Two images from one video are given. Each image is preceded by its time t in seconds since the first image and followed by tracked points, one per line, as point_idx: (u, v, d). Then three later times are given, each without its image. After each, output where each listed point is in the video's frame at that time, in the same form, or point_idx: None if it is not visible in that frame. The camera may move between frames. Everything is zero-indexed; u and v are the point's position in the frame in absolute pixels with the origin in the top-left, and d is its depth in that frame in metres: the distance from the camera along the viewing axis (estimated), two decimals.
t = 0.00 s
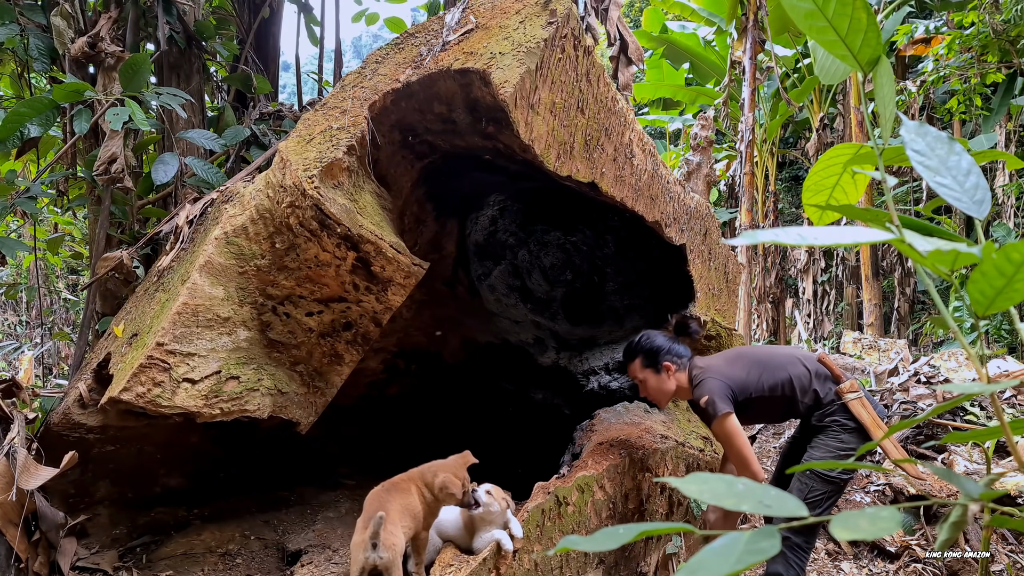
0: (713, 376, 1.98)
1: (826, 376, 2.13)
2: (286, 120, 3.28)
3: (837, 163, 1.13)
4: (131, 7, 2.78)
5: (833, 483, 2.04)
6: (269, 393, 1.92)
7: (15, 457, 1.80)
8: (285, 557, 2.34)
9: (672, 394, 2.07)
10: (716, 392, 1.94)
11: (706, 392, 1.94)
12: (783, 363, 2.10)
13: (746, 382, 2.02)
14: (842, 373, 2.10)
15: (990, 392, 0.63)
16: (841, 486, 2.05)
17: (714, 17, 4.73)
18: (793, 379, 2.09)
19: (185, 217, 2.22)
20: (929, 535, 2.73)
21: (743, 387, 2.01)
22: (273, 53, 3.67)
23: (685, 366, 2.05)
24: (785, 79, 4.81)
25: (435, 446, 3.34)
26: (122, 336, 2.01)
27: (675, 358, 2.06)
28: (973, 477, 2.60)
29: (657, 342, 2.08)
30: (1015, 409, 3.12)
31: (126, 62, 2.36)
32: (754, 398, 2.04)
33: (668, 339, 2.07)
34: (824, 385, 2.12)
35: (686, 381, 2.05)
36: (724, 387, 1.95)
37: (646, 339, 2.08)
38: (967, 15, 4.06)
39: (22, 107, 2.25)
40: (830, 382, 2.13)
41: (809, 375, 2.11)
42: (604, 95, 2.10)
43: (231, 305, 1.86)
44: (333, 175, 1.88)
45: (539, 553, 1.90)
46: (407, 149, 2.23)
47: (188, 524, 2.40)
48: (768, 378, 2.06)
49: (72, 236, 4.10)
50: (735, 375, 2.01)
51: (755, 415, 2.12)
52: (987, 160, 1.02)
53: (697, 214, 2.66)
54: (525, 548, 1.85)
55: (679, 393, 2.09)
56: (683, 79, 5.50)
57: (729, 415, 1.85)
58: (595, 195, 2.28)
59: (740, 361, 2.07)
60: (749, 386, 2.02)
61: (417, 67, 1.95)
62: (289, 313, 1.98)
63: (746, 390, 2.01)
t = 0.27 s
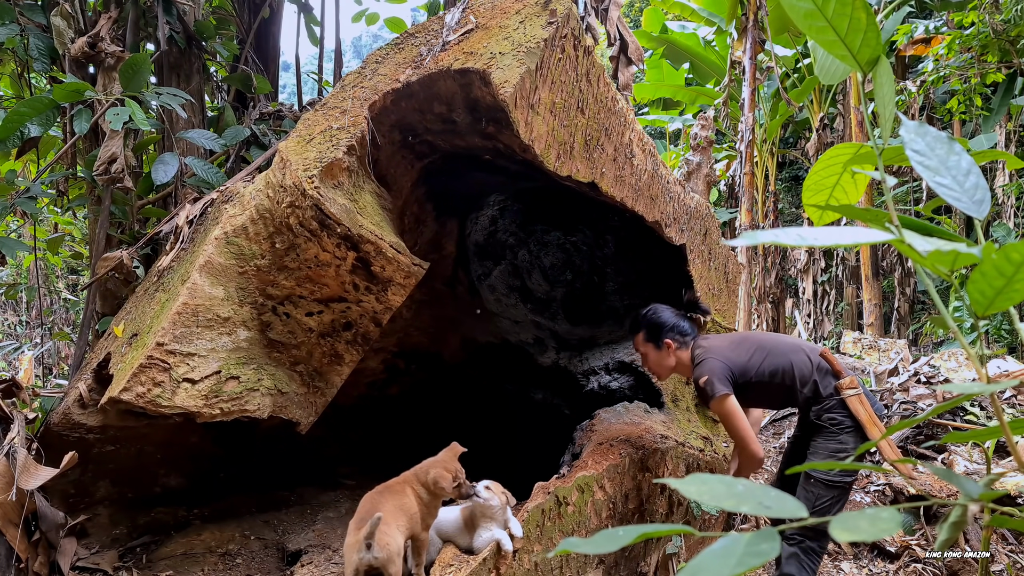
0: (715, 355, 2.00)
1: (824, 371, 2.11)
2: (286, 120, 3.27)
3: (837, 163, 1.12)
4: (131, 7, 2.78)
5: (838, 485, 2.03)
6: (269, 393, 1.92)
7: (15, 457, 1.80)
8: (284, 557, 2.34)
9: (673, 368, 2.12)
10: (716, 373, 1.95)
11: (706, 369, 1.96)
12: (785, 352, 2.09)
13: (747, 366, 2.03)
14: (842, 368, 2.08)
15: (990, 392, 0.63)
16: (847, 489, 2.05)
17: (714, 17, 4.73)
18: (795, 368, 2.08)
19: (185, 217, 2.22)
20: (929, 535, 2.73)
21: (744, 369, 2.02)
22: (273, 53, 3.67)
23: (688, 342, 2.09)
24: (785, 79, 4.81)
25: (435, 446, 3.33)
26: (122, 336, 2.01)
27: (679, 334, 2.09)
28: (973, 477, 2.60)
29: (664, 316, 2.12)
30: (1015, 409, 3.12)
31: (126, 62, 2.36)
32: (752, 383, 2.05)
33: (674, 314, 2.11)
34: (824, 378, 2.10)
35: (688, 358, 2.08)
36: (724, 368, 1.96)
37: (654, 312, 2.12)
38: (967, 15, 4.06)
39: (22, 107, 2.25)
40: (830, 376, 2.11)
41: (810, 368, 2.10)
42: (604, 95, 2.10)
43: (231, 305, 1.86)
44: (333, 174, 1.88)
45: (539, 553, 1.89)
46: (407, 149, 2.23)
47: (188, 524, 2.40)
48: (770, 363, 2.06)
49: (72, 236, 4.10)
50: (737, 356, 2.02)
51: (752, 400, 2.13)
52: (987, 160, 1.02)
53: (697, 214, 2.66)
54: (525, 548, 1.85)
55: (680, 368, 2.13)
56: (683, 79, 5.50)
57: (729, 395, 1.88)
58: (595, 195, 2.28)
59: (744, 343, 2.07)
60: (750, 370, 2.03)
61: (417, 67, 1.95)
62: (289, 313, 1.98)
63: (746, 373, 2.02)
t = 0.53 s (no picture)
0: (717, 339, 2.00)
1: (821, 367, 2.10)
2: (286, 120, 3.28)
3: (837, 163, 1.12)
4: (131, 7, 2.78)
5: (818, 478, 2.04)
6: (269, 393, 1.92)
7: (15, 457, 1.80)
8: (285, 557, 2.33)
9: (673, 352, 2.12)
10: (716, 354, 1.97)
11: (707, 352, 1.96)
12: (786, 343, 2.09)
13: (747, 352, 2.03)
14: (838, 366, 2.07)
15: (990, 392, 0.63)
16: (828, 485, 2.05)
17: (714, 17, 4.73)
18: (793, 360, 2.08)
19: (185, 217, 2.22)
20: (929, 535, 2.73)
21: (744, 355, 2.02)
22: (273, 53, 3.67)
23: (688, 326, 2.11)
24: (785, 79, 4.81)
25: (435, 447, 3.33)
26: (122, 336, 2.01)
27: (679, 317, 2.11)
28: (973, 477, 2.60)
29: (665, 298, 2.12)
30: (1014, 408, 3.12)
31: (126, 62, 2.36)
32: (750, 368, 2.06)
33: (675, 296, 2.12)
34: (820, 374, 2.09)
35: (688, 341, 2.09)
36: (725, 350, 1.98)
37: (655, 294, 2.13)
38: (967, 15, 4.06)
39: (22, 107, 2.25)
40: (825, 373, 2.10)
41: (807, 363, 2.09)
42: (604, 95, 2.10)
43: (231, 305, 1.86)
44: (333, 174, 1.88)
45: (539, 554, 1.89)
46: (407, 149, 2.23)
47: (188, 524, 2.39)
48: (769, 352, 2.06)
49: (72, 236, 4.10)
50: (738, 341, 2.03)
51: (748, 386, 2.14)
52: (986, 160, 1.02)
53: (697, 214, 2.66)
54: (525, 548, 1.85)
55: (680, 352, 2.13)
56: (683, 79, 5.50)
57: (729, 376, 1.88)
58: (595, 195, 2.28)
59: (746, 331, 2.07)
60: (749, 355, 2.04)
61: (417, 67, 1.95)
62: (289, 313, 1.98)
63: (745, 359, 2.03)
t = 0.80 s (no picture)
0: (707, 331, 2.00)
1: (806, 366, 2.11)
2: (286, 120, 3.28)
3: (837, 163, 1.12)
4: (131, 7, 2.78)
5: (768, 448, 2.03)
6: (269, 393, 1.92)
7: (15, 457, 1.80)
8: (284, 557, 2.33)
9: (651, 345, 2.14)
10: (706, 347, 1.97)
11: (695, 343, 1.97)
12: (776, 342, 2.09)
13: (736, 346, 2.03)
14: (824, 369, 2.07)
15: (990, 392, 0.63)
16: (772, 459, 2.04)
17: (714, 17, 4.73)
18: (779, 358, 2.08)
19: (185, 217, 2.22)
20: (929, 535, 2.73)
21: (732, 348, 2.02)
22: (272, 53, 3.67)
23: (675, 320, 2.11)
24: (785, 79, 4.81)
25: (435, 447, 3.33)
26: (122, 336, 2.01)
27: (665, 310, 2.11)
28: (973, 477, 2.60)
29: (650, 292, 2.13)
30: (1015, 408, 3.12)
31: (126, 62, 2.36)
32: (737, 363, 2.05)
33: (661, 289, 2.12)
34: (805, 374, 2.09)
35: (676, 335, 2.10)
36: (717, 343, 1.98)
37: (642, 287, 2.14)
38: (967, 15, 4.07)
39: (22, 107, 2.25)
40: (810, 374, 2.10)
41: (793, 362, 2.09)
42: (604, 95, 2.10)
43: (231, 305, 1.86)
44: (333, 174, 1.88)
45: (539, 554, 1.89)
46: (407, 149, 2.23)
47: (188, 524, 2.39)
48: (758, 348, 2.06)
49: (72, 236, 4.10)
50: (728, 335, 2.03)
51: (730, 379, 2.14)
52: (986, 160, 1.02)
53: (697, 214, 2.66)
54: (525, 548, 1.85)
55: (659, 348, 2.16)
56: (683, 79, 5.50)
57: (713, 368, 1.90)
58: (595, 195, 2.28)
59: (738, 324, 2.07)
60: (739, 351, 2.03)
61: (417, 67, 1.95)
62: (289, 313, 1.98)
63: (733, 352, 2.03)
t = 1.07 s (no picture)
0: (664, 335, 2.01)
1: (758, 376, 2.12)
2: (286, 120, 3.28)
3: (838, 163, 1.12)
4: (131, 7, 2.78)
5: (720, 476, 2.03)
6: (269, 393, 1.92)
7: (15, 457, 1.80)
8: (284, 557, 2.33)
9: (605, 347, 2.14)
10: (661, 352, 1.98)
11: (653, 346, 1.98)
12: (731, 348, 2.10)
13: (692, 351, 2.04)
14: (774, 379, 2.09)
15: (990, 392, 0.63)
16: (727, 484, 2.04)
17: (714, 17, 4.73)
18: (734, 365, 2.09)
19: (185, 217, 2.22)
20: (930, 535, 2.73)
21: (688, 353, 2.03)
22: (272, 53, 3.67)
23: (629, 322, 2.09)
24: (785, 80, 4.81)
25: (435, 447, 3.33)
26: (122, 336, 2.01)
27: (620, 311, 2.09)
28: (973, 477, 2.60)
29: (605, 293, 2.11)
30: (1014, 409, 3.12)
31: (126, 62, 2.36)
32: (692, 370, 2.06)
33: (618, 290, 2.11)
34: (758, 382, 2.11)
35: (631, 336, 2.10)
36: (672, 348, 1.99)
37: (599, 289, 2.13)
38: (967, 15, 4.07)
39: (22, 107, 2.25)
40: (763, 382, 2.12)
41: (746, 370, 2.11)
42: (604, 95, 2.10)
43: (231, 305, 1.86)
44: (333, 174, 1.88)
45: (539, 554, 1.90)
46: (407, 149, 2.23)
47: (188, 524, 2.39)
48: (713, 354, 2.07)
49: (71, 236, 4.10)
50: (685, 339, 2.04)
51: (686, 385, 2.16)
52: (987, 160, 1.02)
53: (697, 214, 2.66)
54: (525, 548, 1.85)
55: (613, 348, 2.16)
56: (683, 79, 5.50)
57: (672, 372, 1.93)
58: (595, 195, 2.28)
59: (694, 330, 2.08)
60: (694, 357, 2.04)
61: (417, 67, 1.95)
62: (289, 313, 1.98)
63: (689, 357, 2.04)
